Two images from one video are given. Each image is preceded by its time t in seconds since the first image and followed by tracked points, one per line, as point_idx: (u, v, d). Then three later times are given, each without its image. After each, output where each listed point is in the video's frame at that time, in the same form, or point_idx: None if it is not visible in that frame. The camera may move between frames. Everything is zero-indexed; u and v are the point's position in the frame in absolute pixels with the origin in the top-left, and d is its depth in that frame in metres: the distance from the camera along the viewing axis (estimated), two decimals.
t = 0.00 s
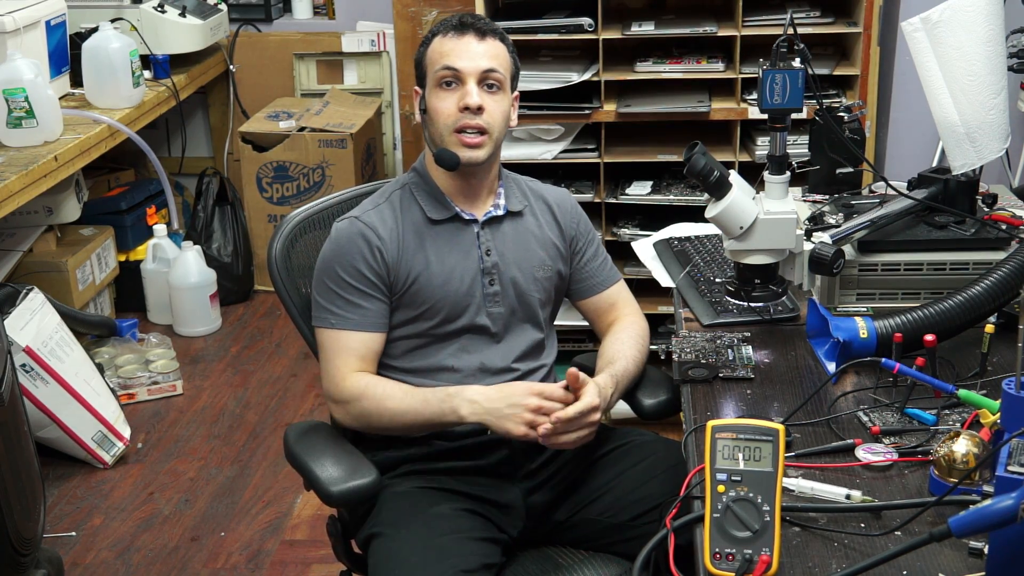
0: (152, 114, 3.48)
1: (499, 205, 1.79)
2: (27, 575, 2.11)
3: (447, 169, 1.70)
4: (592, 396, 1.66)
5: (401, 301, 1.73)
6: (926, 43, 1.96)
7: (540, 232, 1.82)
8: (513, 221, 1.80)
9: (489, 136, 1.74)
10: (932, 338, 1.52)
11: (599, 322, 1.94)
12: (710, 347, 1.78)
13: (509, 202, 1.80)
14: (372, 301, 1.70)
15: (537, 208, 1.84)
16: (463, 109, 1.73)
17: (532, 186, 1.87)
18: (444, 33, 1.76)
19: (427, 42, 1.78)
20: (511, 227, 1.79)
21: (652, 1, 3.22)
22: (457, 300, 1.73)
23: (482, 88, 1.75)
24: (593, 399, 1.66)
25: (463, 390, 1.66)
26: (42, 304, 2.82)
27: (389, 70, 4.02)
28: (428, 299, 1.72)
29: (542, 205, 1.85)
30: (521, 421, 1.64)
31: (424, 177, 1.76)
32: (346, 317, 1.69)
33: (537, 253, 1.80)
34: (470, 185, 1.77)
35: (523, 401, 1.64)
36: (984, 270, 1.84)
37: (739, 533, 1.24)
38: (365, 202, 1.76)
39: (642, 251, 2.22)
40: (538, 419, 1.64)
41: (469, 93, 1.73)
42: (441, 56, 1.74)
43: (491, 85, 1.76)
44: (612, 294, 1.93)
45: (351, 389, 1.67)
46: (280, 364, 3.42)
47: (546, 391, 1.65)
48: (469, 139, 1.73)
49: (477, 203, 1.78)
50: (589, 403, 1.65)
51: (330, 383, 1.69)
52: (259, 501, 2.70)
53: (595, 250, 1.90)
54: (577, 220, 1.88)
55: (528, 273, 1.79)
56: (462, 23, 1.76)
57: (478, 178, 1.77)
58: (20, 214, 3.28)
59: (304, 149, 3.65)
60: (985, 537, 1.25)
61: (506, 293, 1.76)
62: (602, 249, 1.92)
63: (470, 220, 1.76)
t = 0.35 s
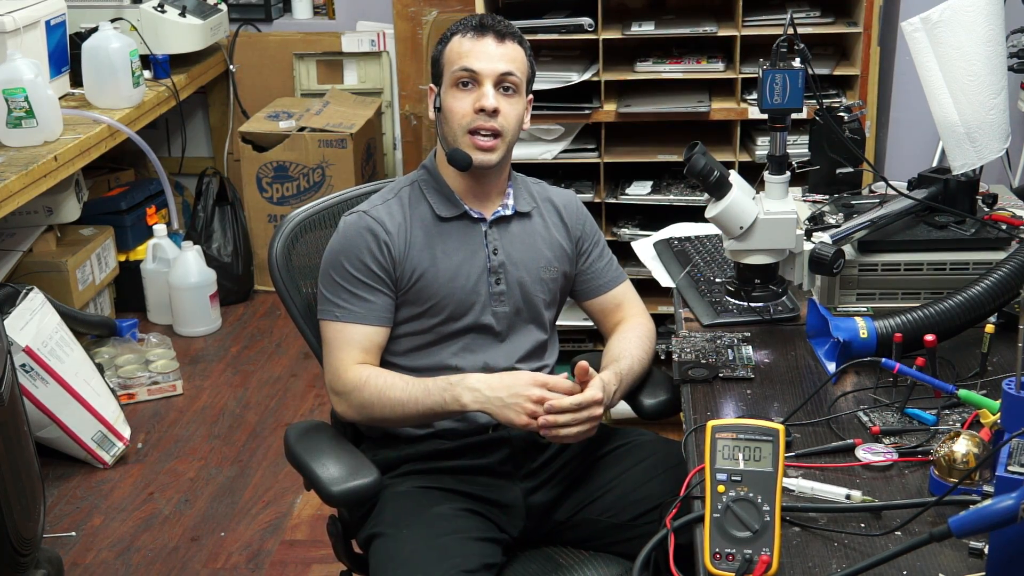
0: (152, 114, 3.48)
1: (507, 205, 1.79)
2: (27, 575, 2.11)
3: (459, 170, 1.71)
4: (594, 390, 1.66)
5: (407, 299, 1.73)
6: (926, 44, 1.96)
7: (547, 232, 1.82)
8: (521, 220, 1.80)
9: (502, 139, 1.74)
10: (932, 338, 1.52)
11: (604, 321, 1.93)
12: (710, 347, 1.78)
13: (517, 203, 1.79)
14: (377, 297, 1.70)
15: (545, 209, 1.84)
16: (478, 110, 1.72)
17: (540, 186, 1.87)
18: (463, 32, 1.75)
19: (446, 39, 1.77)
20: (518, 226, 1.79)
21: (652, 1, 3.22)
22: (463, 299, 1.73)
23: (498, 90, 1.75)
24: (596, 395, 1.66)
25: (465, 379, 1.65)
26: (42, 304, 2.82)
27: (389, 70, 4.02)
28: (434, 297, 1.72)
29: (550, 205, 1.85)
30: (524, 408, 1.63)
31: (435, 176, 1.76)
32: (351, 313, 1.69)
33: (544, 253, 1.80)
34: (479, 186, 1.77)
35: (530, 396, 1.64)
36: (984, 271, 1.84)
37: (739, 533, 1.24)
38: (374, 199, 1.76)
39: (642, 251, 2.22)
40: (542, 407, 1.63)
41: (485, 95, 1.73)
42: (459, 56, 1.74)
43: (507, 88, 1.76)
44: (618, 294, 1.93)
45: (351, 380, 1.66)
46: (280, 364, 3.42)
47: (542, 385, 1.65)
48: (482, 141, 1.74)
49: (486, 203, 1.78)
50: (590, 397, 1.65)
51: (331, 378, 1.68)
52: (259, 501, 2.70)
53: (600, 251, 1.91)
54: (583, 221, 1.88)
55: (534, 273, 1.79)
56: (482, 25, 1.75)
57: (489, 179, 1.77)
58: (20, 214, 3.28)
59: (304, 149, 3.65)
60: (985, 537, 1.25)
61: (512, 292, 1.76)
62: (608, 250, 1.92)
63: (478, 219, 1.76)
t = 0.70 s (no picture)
0: (152, 114, 3.48)
1: (502, 205, 1.79)
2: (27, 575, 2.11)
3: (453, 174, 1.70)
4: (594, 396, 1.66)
5: (402, 299, 1.73)
6: (926, 43, 1.96)
7: (542, 231, 1.82)
8: (515, 220, 1.80)
9: (496, 141, 1.74)
10: (932, 338, 1.52)
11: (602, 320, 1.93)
12: (711, 347, 1.78)
13: (512, 202, 1.80)
14: (373, 296, 1.70)
15: (540, 208, 1.84)
16: (471, 114, 1.72)
17: (534, 186, 1.87)
18: (454, 34, 1.74)
19: (436, 41, 1.76)
20: (513, 226, 1.79)
21: (652, 2, 3.22)
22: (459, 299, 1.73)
23: (491, 94, 1.75)
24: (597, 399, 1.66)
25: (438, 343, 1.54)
26: (42, 304, 2.82)
27: (389, 70, 4.02)
28: (430, 297, 1.73)
29: (545, 205, 1.85)
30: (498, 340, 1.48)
31: (429, 176, 1.76)
32: (348, 313, 1.69)
33: (539, 253, 1.81)
34: (474, 186, 1.77)
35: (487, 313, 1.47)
36: (984, 271, 1.84)
37: (739, 532, 1.24)
38: (368, 199, 1.76)
39: (642, 251, 2.22)
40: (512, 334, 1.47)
41: (478, 99, 1.73)
42: (450, 60, 1.73)
43: (500, 91, 1.75)
44: (615, 294, 1.93)
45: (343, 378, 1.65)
46: (280, 364, 3.42)
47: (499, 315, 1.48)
48: (476, 144, 1.73)
49: (481, 203, 1.78)
50: (591, 403, 1.64)
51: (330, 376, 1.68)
52: (259, 501, 2.70)
53: (597, 250, 1.91)
54: (580, 221, 1.88)
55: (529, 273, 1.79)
56: (473, 26, 1.74)
57: (483, 179, 1.77)
58: (20, 214, 3.28)
59: (304, 149, 3.65)
60: (985, 537, 1.25)
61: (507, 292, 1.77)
62: (604, 249, 1.92)
63: (472, 219, 1.76)
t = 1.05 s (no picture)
0: (152, 114, 3.48)
1: (503, 206, 1.79)
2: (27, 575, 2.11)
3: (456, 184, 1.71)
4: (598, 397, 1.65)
5: (404, 300, 1.73)
6: (926, 44, 1.96)
7: (543, 232, 1.82)
8: (517, 222, 1.80)
9: (498, 150, 1.74)
10: (932, 338, 1.52)
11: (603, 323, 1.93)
12: (711, 347, 1.78)
13: (514, 203, 1.80)
14: (376, 298, 1.70)
15: (541, 209, 1.84)
16: (473, 125, 1.71)
17: (535, 186, 1.87)
18: (457, 40, 1.72)
19: (440, 45, 1.74)
20: (514, 227, 1.79)
21: (652, 2, 3.22)
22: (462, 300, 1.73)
23: (494, 103, 1.73)
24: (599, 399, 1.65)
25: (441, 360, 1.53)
26: (42, 304, 2.82)
27: (389, 70, 4.02)
28: (432, 298, 1.72)
29: (546, 206, 1.85)
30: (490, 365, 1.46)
31: (430, 178, 1.75)
32: (352, 315, 1.69)
33: (540, 253, 1.80)
34: (475, 188, 1.76)
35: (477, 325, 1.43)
36: (984, 271, 1.84)
37: (739, 533, 1.24)
38: (369, 201, 1.76)
39: (642, 251, 2.22)
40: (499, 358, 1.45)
41: (480, 109, 1.71)
42: (453, 68, 1.72)
43: (503, 100, 1.74)
44: (616, 294, 1.93)
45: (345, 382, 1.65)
46: (280, 364, 3.42)
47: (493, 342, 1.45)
48: (478, 153, 1.73)
49: (483, 205, 1.78)
50: (594, 403, 1.64)
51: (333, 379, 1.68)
52: (259, 501, 2.70)
53: (598, 250, 1.91)
54: (580, 221, 1.88)
55: (531, 274, 1.79)
56: (477, 32, 1.72)
57: (485, 183, 1.77)
58: (20, 214, 3.28)
59: (304, 149, 3.65)
60: (985, 537, 1.25)
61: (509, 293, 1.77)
62: (606, 250, 1.92)
63: (474, 221, 1.76)
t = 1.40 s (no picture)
0: (152, 114, 3.48)
1: (503, 208, 1.79)
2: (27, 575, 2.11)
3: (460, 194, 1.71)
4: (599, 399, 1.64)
5: (403, 303, 1.73)
6: (926, 44, 1.96)
7: (543, 234, 1.82)
8: (516, 224, 1.80)
9: (502, 160, 1.74)
10: (932, 338, 1.52)
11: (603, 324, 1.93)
12: (711, 347, 1.78)
13: (514, 206, 1.80)
14: (374, 301, 1.69)
15: (541, 211, 1.84)
16: (478, 136, 1.71)
17: (535, 187, 1.87)
18: (464, 46, 1.70)
19: (446, 50, 1.72)
20: (513, 230, 1.79)
21: (652, 2, 3.22)
22: (460, 302, 1.73)
23: (499, 112, 1.73)
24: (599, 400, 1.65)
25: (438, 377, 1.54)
26: (42, 304, 2.82)
27: (389, 70, 4.02)
28: (430, 301, 1.72)
29: (545, 207, 1.85)
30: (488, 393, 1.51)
31: (431, 181, 1.75)
32: (351, 318, 1.68)
33: (540, 255, 1.80)
34: (477, 192, 1.76)
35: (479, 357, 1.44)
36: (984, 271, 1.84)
37: (739, 533, 1.24)
38: (368, 202, 1.76)
39: (642, 251, 2.22)
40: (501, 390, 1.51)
41: (486, 120, 1.71)
42: (459, 76, 1.70)
43: (508, 109, 1.73)
44: (615, 294, 1.93)
45: (345, 385, 1.65)
46: (280, 364, 3.42)
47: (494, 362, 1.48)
48: (482, 162, 1.73)
49: (484, 207, 1.78)
50: (594, 404, 1.63)
51: (333, 382, 1.68)
52: (259, 501, 2.70)
53: (598, 251, 1.90)
54: (580, 222, 1.88)
55: (530, 276, 1.79)
56: (485, 39, 1.70)
57: (487, 187, 1.77)
58: (20, 214, 3.28)
59: (304, 149, 3.65)
60: (985, 537, 1.25)
61: (508, 295, 1.77)
62: (605, 250, 1.91)
63: (474, 224, 1.76)
